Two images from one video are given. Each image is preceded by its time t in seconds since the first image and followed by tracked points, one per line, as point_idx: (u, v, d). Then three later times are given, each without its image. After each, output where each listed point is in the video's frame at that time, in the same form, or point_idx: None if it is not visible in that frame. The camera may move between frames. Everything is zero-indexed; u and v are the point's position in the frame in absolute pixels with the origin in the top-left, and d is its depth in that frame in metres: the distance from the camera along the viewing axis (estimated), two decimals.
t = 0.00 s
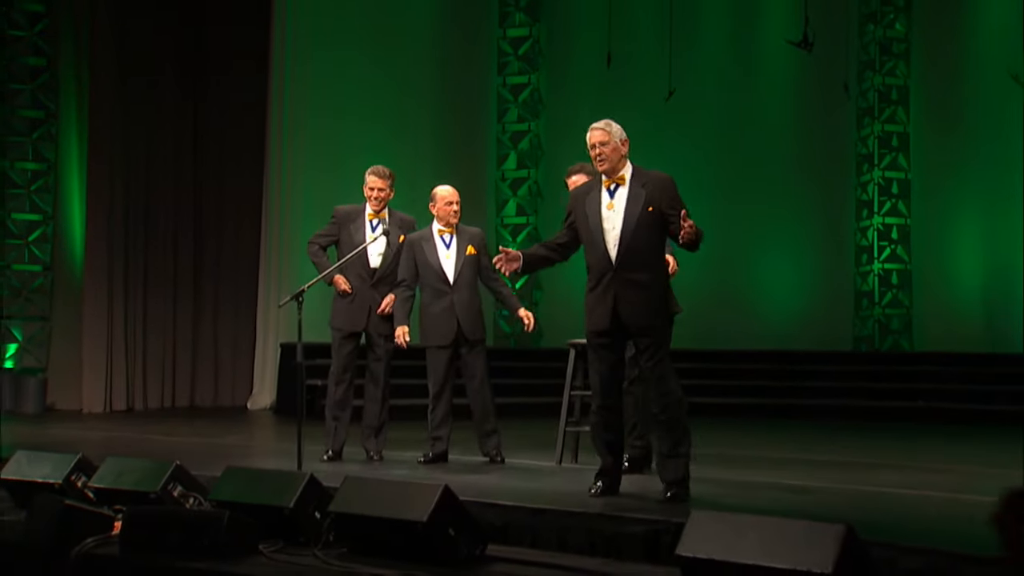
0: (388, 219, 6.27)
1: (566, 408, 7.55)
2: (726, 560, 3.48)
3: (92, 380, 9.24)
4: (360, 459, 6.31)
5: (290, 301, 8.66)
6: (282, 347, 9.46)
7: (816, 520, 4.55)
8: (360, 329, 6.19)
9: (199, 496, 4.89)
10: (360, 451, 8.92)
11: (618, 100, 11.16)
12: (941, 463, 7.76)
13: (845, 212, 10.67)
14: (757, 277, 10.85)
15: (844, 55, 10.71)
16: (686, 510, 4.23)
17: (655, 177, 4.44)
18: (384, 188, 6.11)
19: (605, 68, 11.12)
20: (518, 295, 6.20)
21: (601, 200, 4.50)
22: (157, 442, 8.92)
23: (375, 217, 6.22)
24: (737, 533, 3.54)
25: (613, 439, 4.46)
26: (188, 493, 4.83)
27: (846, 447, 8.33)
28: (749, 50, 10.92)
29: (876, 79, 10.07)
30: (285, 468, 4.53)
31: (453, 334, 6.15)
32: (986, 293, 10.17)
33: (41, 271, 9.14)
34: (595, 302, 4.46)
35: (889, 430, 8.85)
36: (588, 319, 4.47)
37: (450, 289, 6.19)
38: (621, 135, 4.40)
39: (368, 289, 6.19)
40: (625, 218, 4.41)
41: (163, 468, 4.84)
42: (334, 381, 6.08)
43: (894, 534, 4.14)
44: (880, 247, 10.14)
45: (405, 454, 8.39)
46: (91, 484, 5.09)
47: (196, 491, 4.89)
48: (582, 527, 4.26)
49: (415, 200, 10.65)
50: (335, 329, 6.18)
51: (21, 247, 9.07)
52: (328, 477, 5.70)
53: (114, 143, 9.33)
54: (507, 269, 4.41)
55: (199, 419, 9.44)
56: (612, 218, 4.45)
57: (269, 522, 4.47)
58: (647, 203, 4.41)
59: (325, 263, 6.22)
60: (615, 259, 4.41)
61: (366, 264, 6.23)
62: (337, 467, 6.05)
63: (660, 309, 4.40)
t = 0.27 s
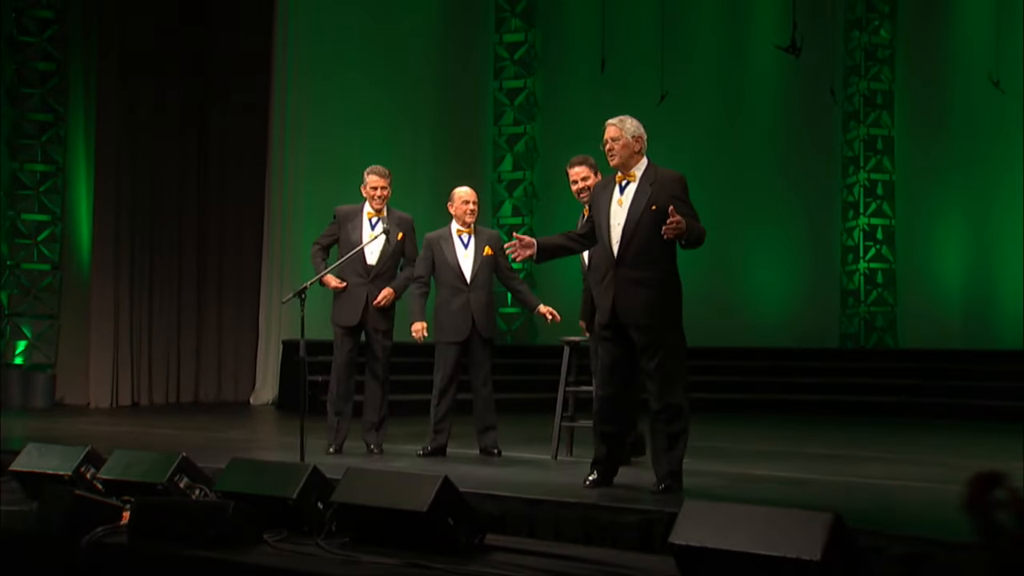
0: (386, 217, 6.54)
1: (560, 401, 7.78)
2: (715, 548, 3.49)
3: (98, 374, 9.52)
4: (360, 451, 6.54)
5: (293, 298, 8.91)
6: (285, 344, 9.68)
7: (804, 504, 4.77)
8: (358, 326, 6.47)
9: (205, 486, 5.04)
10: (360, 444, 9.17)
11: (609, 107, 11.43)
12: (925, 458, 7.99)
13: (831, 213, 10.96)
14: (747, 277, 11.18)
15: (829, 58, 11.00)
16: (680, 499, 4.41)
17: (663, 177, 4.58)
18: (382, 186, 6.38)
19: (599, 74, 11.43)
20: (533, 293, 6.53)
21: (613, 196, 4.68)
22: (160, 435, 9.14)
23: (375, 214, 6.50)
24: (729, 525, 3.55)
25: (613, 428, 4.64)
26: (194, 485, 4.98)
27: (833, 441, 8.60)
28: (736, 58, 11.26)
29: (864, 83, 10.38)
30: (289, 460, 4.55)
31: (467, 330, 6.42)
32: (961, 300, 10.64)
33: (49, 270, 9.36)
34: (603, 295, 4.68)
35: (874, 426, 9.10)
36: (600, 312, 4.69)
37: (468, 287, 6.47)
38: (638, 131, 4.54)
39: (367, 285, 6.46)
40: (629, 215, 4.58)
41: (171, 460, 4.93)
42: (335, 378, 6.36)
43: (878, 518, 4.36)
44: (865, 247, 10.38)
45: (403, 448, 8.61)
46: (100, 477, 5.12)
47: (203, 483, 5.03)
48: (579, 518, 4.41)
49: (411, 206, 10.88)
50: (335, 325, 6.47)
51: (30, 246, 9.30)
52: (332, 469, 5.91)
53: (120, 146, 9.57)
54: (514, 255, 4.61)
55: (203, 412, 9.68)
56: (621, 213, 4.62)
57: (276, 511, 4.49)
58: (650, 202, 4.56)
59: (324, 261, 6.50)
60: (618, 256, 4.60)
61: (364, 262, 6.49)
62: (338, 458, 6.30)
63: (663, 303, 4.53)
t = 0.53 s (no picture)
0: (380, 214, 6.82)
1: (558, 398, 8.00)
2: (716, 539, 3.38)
3: (103, 370, 9.76)
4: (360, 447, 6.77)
5: (294, 295, 9.16)
6: (285, 342, 9.90)
7: (795, 493, 4.96)
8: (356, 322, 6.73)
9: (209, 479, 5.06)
10: (360, 439, 9.40)
11: (603, 115, 11.71)
12: (910, 452, 8.20)
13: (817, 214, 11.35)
14: (739, 277, 11.51)
15: (811, 63, 11.39)
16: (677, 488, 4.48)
17: (662, 179, 4.72)
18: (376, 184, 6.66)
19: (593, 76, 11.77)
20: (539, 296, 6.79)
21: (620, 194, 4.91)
22: (164, 430, 9.40)
23: (368, 212, 6.77)
24: (720, 511, 3.46)
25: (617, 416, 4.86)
26: (198, 477, 5.00)
27: (820, 436, 8.84)
28: (725, 67, 11.62)
29: (849, 87, 10.68)
30: (289, 452, 4.60)
31: (473, 328, 6.69)
32: (943, 298, 10.94)
33: (56, 269, 9.57)
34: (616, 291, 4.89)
35: (861, 421, 9.32)
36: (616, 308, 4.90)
37: (477, 287, 6.73)
38: (640, 132, 4.77)
39: (363, 283, 6.72)
40: (629, 216, 4.80)
41: (175, 453, 4.98)
42: (335, 373, 6.61)
43: (867, 508, 4.55)
44: (850, 247, 10.69)
45: (401, 442, 8.83)
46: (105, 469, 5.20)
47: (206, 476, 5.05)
48: (575, 508, 4.50)
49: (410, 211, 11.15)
50: (333, 321, 6.72)
51: (38, 246, 9.51)
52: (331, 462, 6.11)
53: (124, 150, 9.81)
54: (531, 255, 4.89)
55: (207, 408, 9.92)
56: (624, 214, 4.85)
57: (278, 503, 4.57)
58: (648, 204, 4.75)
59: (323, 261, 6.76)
60: (621, 255, 4.79)
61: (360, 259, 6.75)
62: (338, 451, 6.52)
63: (672, 297, 4.70)
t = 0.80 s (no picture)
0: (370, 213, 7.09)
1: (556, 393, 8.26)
2: (703, 527, 3.57)
3: (107, 367, 10.01)
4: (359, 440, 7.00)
5: (295, 292, 9.41)
6: (285, 338, 10.16)
7: (779, 481, 5.18)
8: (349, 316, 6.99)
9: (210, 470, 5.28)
10: (358, 434, 9.65)
11: (600, 118, 12.19)
12: (890, 446, 8.45)
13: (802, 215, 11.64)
14: (730, 275, 11.87)
15: (798, 69, 11.65)
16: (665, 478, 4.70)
17: (659, 180, 4.98)
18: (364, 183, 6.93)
19: (585, 80, 12.20)
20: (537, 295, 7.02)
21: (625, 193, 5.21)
22: (166, 424, 9.65)
23: (357, 210, 7.03)
24: (710, 499, 3.65)
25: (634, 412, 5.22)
26: (202, 469, 5.24)
27: (805, 431, 9.10)
28: (716, 71, 11.93)
29: (833, 93, 10.98)
30: (290, 444, 4.77)
31: (471, 324, 6.94)
32: (925, 296, 11.31)
33: (62, 268, 9.78)
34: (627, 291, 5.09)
35: (843, 417, 9.58)
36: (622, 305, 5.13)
37: (476, 283, 6.97)
38: (644, 134, 5.08)
39: (356, 278, 6.97)
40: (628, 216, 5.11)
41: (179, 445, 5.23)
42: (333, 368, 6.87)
43: (850, 494, 4.78)
44: (835, 247, 10.98)
45: (400, 434, 9.07)
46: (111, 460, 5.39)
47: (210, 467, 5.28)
48: (565, 497, 4.70)
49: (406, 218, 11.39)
50: (326, 315, 6.98)
51: (43, 246, 9.72)
52: (331, 454, 6.33)
53: (128, 153, 10.08)
54: (550, 264, 5.49)
55: (208, 402, 10.16)
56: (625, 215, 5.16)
57: (279, 494, 4.75)
58: (644, 203, 5.00)
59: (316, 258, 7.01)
60: (620, 252, 5.11)
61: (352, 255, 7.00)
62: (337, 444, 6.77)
63: (666, 292, 4.96)
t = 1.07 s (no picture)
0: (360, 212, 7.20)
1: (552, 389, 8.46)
2: (693, 514, 3.28)
3: (111, 363, 10.27)
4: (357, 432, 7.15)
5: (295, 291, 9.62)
6: (285, 335, 10.41)
7: (768, 470, 5.30)
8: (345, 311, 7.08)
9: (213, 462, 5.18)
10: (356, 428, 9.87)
11: (587, 124, 12.60)
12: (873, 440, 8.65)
13: (788, 215, 11.94)
14: (718, 274, 12.21)
15: (783, 72, 11.99)
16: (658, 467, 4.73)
17: (655, 179, 5.14)
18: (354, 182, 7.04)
19: (576, 83, 12.59)
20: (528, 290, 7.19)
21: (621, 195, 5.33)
22: (168, 417, 9.88)
23: (349, 209, 7.14)
24: (699, 488, 3.36)
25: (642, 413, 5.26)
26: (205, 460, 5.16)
27: (793, 426, 9.32)
28: (705, 73, 12.28)
29: (818, 97, 11.28)
30: (289, 437, 4.77)
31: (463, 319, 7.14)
32: (907, 293, 11.69)
33: (67, 266, 10.01)
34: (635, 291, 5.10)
35: (828, 412, 9.81)
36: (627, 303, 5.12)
37: (469, 280, 7.13)
38: (640, 137, 5.24)
39: (348, 273, 7.06)
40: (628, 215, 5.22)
41: (182, 437, 5.17)
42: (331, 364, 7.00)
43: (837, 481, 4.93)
44: (820, 247, 11.27)
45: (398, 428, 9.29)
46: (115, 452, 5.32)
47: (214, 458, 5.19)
48: (562, 488, 4.74)
49: (402, 220, 11.80)
50: (323, 312, 7.08)
51: (49, 245, 9.96)
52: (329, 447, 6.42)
53: (131, 155, 10.33)
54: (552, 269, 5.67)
55: (209, 398, 10.38)
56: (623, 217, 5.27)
57: (277, 484, 4.72)
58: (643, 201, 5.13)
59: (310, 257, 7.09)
60: (621, 249, 5.19)
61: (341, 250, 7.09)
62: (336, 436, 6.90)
63: (665, 285, 5.06)
